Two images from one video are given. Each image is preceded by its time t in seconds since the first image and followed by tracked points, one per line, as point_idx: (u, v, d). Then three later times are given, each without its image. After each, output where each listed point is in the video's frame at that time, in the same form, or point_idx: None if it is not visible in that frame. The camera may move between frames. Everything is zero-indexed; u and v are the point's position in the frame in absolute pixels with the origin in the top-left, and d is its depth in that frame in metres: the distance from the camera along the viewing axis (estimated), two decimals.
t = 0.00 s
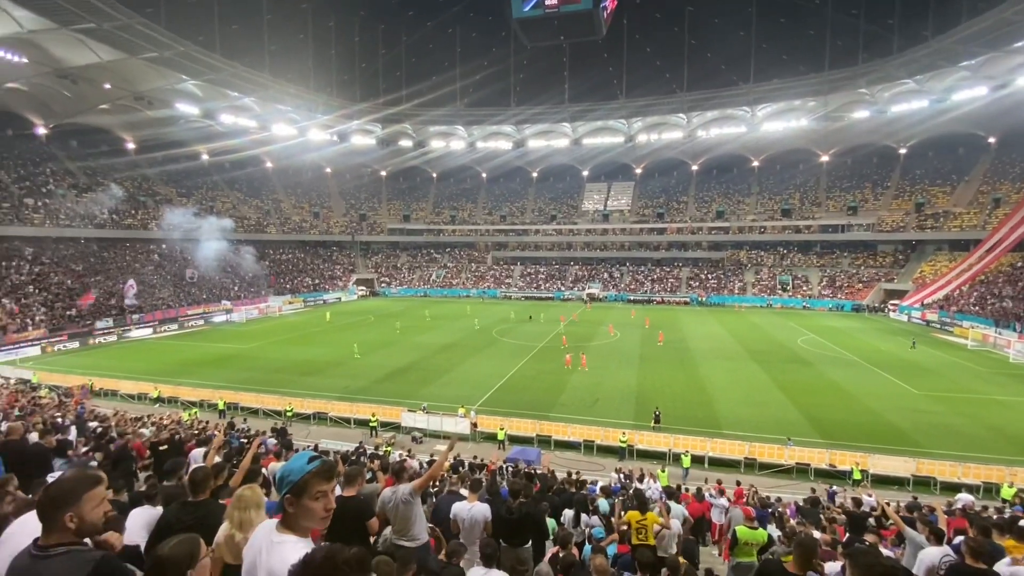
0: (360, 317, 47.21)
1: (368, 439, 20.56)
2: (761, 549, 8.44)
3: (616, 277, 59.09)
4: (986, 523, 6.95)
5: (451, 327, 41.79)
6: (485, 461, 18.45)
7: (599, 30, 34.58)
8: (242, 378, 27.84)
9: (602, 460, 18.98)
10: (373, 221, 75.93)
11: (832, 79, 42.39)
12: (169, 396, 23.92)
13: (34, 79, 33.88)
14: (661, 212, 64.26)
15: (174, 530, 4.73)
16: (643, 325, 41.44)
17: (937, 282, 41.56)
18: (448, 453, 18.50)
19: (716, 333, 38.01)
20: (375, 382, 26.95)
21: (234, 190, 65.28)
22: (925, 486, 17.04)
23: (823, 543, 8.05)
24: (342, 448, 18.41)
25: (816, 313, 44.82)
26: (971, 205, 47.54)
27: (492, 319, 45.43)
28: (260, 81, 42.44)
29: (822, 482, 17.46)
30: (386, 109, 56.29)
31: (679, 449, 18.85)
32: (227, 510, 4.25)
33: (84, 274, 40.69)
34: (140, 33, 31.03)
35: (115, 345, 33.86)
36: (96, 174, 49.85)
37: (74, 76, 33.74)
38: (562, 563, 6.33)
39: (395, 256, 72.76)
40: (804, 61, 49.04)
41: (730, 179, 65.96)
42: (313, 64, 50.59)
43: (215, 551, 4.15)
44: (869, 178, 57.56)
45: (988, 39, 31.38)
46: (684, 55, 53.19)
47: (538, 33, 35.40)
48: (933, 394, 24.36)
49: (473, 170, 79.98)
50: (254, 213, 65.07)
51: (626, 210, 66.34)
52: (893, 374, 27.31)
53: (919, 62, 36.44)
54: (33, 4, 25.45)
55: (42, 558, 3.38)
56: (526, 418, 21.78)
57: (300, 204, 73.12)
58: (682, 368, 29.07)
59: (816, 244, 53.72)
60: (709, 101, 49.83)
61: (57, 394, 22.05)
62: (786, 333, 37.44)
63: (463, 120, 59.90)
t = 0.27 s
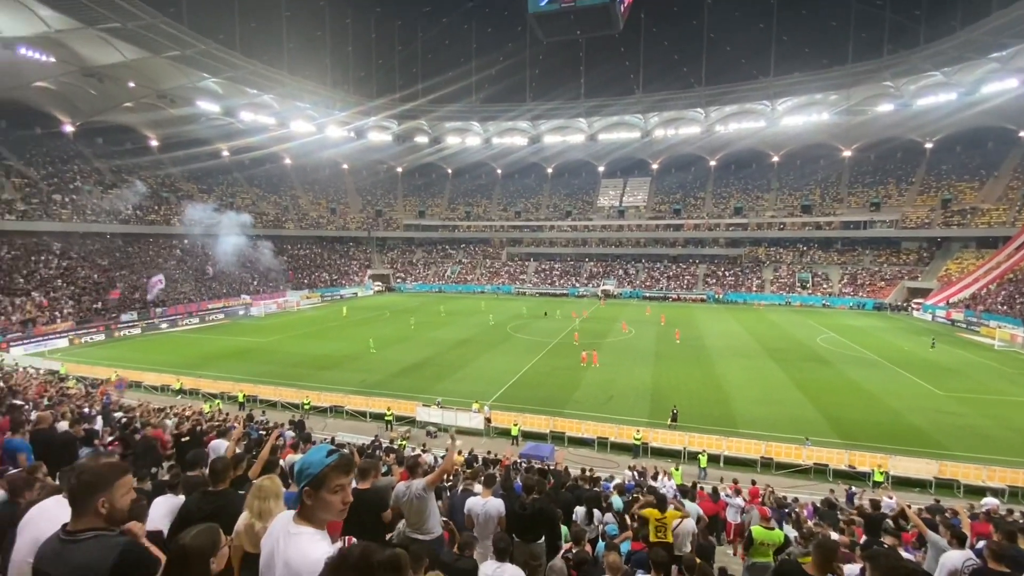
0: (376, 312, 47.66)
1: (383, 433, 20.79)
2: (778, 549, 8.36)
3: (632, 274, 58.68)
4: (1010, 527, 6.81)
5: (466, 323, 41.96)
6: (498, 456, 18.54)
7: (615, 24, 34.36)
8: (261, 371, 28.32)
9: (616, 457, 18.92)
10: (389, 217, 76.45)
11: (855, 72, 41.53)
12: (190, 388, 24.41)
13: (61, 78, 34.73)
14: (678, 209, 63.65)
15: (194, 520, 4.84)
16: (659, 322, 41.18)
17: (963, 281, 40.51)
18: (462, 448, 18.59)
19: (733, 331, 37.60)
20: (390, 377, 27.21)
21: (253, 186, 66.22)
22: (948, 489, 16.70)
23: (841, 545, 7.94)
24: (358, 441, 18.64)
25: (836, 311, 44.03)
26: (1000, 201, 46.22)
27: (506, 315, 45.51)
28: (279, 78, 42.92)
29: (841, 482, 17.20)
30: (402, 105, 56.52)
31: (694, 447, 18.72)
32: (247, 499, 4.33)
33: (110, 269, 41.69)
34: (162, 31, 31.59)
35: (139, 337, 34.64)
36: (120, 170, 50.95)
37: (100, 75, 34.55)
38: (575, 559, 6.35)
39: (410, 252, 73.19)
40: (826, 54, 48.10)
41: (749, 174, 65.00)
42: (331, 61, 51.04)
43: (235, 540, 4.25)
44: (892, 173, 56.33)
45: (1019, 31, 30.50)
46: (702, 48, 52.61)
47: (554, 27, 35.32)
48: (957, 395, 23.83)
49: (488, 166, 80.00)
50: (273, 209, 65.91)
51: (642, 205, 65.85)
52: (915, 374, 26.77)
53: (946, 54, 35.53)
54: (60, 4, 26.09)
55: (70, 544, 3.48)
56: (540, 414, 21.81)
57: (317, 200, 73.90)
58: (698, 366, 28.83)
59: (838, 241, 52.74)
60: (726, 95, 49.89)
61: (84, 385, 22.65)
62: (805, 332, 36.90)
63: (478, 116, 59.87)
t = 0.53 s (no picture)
0: (394, 308, 48.07)
1: (400, 427, 21.00)
2: (797, 551, 8.28)
3: (649, 271, 58.14)
4: None
5: (483, 319, 42.11)
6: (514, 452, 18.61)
7: (634, 18, 34.02)
8: (281, 364, 28.81)
9: (632, 455, 18.86)
10: (406, 213, 76.92)
11: (881, 65, 40.58)
12: (213, 380, 24.94)
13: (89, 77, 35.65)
14: (697, 205, 62.92)
15: (216, 508, 4.98)
16: (676, 319, 40.84)
17: (994, 280, 39.22)
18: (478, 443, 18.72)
19: (752, 329, 37.14)
20: (407, 372, 27.46)
21: (274, 183, 67.21)
22: (974, 493, 16.30)
23: (862, 547, 7.82)
24: (375, 434, 18.87)
25: (859, 310, 43.12)
26: None
27: (522, 311, 45.54)
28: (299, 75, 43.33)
29: (862, 484, 16.90)
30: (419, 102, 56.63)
31: (711, 446, 18.56)
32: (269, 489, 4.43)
33: (137, 263, 42.78)
34: (186, 30, 32.08)
35: (165, 331, 35.50)
36: (147, 167, 52.14)
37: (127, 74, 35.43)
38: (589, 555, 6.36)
39: (427, 247, 73.59)
40: (852, 46, 47.04)
41: (770, 170, 63.94)
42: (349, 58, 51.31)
43: (257, 528, 4.36)
44: (920, 168, 54.95)
45: None
46: (723, 41, 51.90)
47: (572, 23, 35.19)
48: (985, 397, 23.21)
49: (505, 162, 79.91)
50: (293, 205, 66.83)
51: (660, 201, 65.21)
52: (941, 375, 26.13)
53: (979, 46, 34.43)
54: (88, 5, 26.73)
55: (101, 529, 3.59)
56: (556, 410, 21.83)
57: (336, 196, 74.70)
58: (716, 364, 28.54)
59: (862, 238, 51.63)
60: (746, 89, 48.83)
61: (112, 376, 23.30)
62: (827, 330, 36.27)
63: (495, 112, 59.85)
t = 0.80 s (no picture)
0: (412, 303, 48.47)
1: (418, 421, 21.19)
2: (818, 553, 8.16)
3: (668, 267, 57.49)
4: None
5: (500, 315, 42.22)
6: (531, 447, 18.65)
7: (654, 11, 33.70)
8: (303, 357, 29.30)
9: (649, 453, 18.76)
10: (425, 209, 77.38)
11: (910, 56, 39.48)
12: (237, 372, 25.49)
13: (119, 76, 36.63)
14: (717, 201, 62.04)
15: (239, 498, 5.11)
16: (695, 317, 40.44)
17: None
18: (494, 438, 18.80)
19: (773, 327, 36.61)
20: (425, 366, 27.69)
21: (296, 180, 68.21)
22: (1003, 497, 15.86)
23: (886, 551, 7.67)
24: (393, 428, 19.10)
25: (885, 308, 42.08)
26: None
27: (539, 307, 45.51)
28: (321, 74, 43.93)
29: (886, 487, 16.55)
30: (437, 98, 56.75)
31: (730, 445, 18.39)
32: (291, 478, 4.54)
33: (164, 258, 43.91)
34: (212, 30, 32.83)
35: (191, 324, 36.40)
36: (173, 164, 53.37)
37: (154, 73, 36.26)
38: (605, 551, 6.36)
39: (445, 244, 73.90)
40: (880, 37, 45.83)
41: (793, 165, 62.73)
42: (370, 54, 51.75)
43: (280, 516, 4.48)
44: (951, 163, 53.36)
45: None
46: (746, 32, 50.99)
47: (591, 17, 35.01)
48: (1016, 399, 22.54)
49: (523, 158, 79.75)
50: (314, 201, 67.77)
51: (679, 197, 64.49)
52: (970, 376, 25.44)
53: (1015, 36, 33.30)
54: (117, 6, 27.43)
55: (131, 514, 3.71)
56: (572, 407, 21.82)
57: (356, 193, 75.43)
58: (736, 362, 28.22)
59: (889, 235, 50.38)
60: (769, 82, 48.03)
61: (141, 367, 23.97)
62: (850, 329, 35.56)
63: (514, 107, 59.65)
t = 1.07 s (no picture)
0: (430, 299, 48.83)
1: (436, 416, 21.34)
2: (841, 555, 8.05)
3: (688, 264, 56.83)
4: None
5: (517, 311, 42.28)
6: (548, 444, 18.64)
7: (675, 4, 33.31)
8: (323, 351, 29.78)
9: (667, 451, 18.63)
10: (443, 205, 77.68)
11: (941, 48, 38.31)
12: (260, 365, 26.03)
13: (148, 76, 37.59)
14: (739, 196, 61.08)
15: (263, 489, 5.24)
16: (715, 314, 39.98)
17: None
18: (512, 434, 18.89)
19: (796, 325, 36.00)
20: (443, 361, 27.91)
21: (317, 176, 69.13)
22: None
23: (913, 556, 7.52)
24: (411, 422, 19.32)
25: (913, 307, 41.00)
26: None
27: (557, 304, 45.43)
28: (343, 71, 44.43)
29: (912, 490, 16.18)
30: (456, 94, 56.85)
31: (750, 445, 18.18)
32: (313, 469, 4.62)
33: (191, 253, 44.95)
34: (237, 30, 33.47)
35: (216, 318, 37.26)
36: (199, 161, 54.55)
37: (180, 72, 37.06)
38: (622, 548, 6.37)
39: (463, 240, 74.15)
40: (909, 28, 44.54)
41: (818, 160, 61.43)
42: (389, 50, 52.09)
43: (303, 505, 4.60)
44: (983, 157, 51.73)
45: None
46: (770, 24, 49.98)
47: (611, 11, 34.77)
48: None
49: (541, 154, 79.52)
50: (335, 197, 68.62)
51: (700, 193, 63.69)
52: (1002, 377, 24.68)
53: None
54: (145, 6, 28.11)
55: (160, 499, 3.83)
56: (589, 404, 21.79)
57: (376, 189, 76.12)
58: (757, 361, 27.82)
59: (917, 231, 49.03)
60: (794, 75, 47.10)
61: (168, 359, 24.64)
62: (875, 328, 34.78)
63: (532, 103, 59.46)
